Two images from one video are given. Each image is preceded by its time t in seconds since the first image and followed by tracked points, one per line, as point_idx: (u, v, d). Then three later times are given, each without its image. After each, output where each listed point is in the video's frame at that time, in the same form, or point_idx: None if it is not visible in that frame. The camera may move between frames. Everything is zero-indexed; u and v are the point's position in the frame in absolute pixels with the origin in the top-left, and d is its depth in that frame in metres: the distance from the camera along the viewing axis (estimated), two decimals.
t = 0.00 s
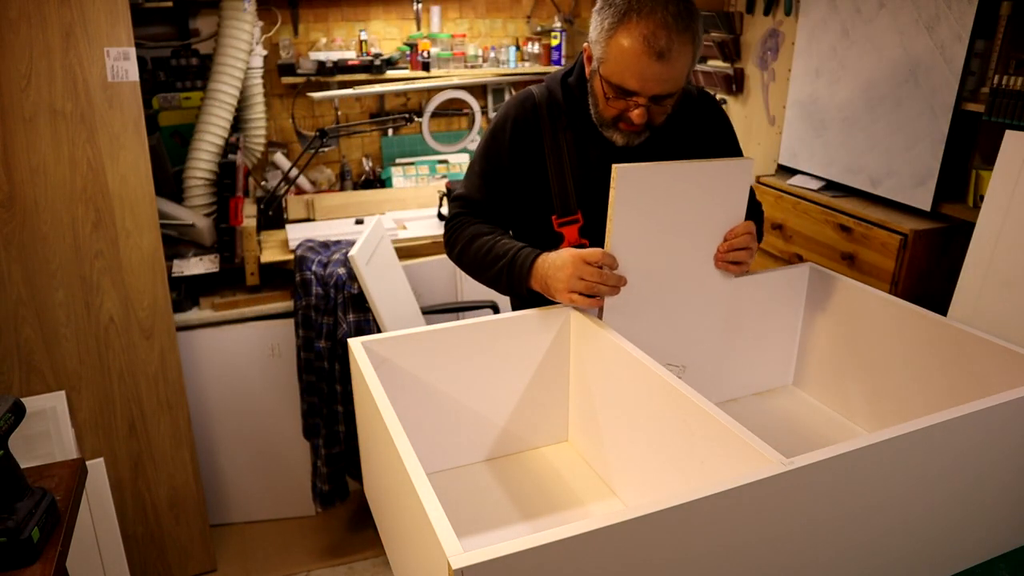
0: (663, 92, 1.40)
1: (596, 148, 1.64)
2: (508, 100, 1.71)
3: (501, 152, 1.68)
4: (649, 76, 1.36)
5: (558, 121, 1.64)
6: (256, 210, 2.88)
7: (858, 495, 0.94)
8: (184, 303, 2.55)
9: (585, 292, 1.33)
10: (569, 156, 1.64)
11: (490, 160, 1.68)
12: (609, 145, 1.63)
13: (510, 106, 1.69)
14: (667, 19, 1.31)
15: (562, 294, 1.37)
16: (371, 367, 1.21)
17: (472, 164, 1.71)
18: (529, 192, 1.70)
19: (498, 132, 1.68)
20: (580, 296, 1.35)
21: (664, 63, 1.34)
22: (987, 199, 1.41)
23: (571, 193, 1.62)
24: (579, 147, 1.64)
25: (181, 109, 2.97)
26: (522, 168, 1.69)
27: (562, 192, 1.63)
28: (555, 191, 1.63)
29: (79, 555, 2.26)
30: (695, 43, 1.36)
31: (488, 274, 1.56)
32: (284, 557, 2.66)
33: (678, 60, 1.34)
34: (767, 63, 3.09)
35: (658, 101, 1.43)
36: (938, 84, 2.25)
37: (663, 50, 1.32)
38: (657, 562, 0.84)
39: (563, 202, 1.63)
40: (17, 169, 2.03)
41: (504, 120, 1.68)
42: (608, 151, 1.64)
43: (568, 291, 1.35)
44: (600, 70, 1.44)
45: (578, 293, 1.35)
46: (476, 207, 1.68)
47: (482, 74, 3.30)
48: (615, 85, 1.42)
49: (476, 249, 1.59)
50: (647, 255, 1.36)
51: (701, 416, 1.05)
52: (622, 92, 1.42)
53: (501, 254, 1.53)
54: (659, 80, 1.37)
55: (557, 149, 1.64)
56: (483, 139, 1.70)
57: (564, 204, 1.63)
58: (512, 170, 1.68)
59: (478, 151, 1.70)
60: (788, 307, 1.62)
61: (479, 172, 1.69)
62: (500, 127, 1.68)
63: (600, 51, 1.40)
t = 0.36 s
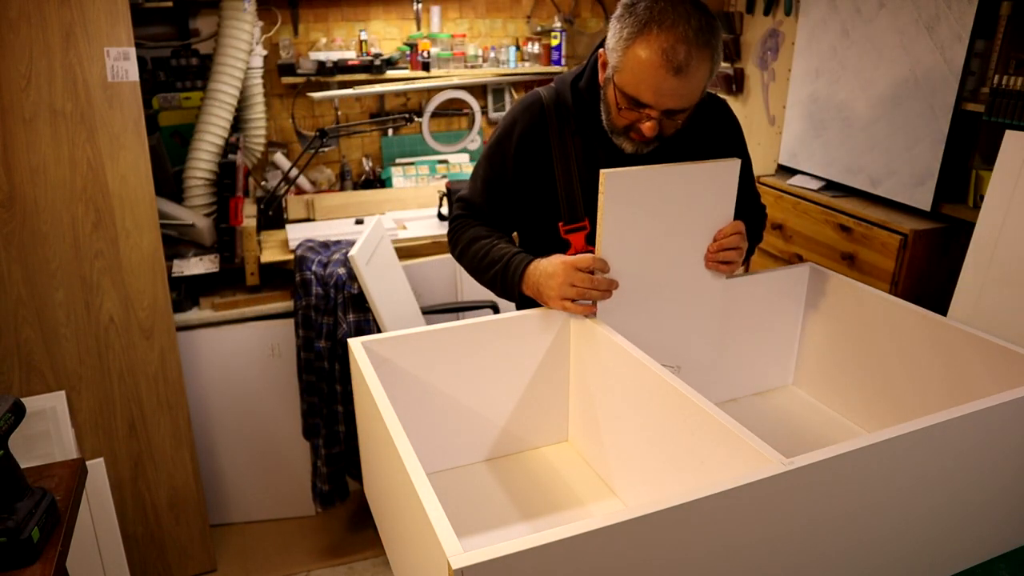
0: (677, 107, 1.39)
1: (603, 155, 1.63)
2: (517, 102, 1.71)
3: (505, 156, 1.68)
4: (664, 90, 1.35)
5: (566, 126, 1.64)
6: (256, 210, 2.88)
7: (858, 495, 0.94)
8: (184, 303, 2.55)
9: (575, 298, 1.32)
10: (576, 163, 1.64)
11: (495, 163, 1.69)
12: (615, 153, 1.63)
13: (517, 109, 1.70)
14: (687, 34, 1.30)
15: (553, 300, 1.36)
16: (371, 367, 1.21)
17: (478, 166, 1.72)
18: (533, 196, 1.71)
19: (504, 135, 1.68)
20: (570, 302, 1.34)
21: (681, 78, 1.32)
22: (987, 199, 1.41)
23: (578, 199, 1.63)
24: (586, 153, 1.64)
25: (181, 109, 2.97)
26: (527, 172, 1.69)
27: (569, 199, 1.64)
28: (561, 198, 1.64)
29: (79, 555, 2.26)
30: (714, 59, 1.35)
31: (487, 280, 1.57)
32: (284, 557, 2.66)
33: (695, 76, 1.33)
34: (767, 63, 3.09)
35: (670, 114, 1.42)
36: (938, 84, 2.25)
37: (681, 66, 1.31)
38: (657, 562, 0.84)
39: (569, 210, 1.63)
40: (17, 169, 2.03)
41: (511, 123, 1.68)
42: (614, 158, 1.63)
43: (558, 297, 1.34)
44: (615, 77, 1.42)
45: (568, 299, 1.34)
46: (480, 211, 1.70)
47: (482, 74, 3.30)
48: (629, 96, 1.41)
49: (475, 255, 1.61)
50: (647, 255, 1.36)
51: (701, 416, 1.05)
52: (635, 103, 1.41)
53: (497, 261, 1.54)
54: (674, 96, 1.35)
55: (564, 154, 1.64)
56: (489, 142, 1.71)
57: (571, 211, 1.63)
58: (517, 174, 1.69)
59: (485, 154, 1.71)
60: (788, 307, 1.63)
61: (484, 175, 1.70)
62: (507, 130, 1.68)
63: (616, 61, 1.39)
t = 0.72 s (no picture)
0: (657, 134, 1.40)
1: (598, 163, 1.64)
2: (512, 111, 1.72)
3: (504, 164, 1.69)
4: (643, 118, 1.35)
5: (560, 136, 1.64)
6: (256, 210, 2.88)
7: (859, 495, 0.94)
8: (184, 303, 2.55)
9: (603, 298, 1.33)
10: (571, 172, 1.64)
11: (496, 172, 1.70)
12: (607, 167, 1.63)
13: (512, 118, 1.71)
14: (665, 63, 1.31)
15: (580, 296, 1.36)
16: (371, 367, 1.21)
17: (479, 175, 1.73)
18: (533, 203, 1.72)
19: (502, 144, 1.69)
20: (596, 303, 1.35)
21: (659, 107, 1.33)
22: (987, 199, 1.42)
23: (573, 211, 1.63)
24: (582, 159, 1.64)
25: (181, 109, 2.97)
26: (527, 180, 1.71)
27: (564, 211, 1.64)
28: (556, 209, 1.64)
29: (79, 556, 2.26)
30: (694, 87, 1.36)
31: (501, 284, 1.57)
32: (284, 557, 2.66)
33: (674, 105, 1.34)
34: (767, 63, 3.09)
35: (652, 141, 1.43)
36: (938, 84, 2.25)
37: (659, 95, 1.32)
38: (657, 562, 0.84)
39: (564, 221, 1.64)
40: (17, 169, 2.03)
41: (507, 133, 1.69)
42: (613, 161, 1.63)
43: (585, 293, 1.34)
44: (596, 104, 1.43)
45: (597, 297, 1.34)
46: (483, 220, 1.70)
47: (482, 74, 3.30)
48: (610, 123, 1.42)
49: (489, 260, 1.60)
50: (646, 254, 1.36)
51: (702, 416, 1.05)
52: (616, 129, 1.42)
53: (518, 263, 1.53)
54: (654, 124, 1.36)
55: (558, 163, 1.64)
56: (488, 151, 1.72)
57: (565, 222, 1.64)
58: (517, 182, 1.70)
59: (483, 163, 1.72)
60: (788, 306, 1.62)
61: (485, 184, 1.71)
62: (504, 140, 1.69)
63: (597, 88, 1.40)
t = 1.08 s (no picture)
0: (633, 181, 1.39)
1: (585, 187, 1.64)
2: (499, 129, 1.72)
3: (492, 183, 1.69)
4: (615, 166, 1.35)
5: (547, 160, 1.64)
6: (256, 210, 2.88)
7: (859, 495, 0.94)
8: (184, 303, 2.55)
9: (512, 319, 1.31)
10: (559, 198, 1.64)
11: (478, 189, 1.71)
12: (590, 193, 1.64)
13: (499, 136, 1.70)
14: (632, 111, 1.31)
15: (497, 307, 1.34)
16: (372, 366, 1.21)
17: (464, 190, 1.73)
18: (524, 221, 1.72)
19: (488, 162, 1.70)
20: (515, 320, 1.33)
21: (629, 155, 1.32)
22: (987, 199, 1.42)
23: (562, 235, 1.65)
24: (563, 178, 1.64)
25: (181, 109, 2.97)
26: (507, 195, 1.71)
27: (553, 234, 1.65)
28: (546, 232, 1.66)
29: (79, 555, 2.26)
30: (665, 133, 1.35)
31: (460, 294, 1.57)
32: (284, 557, 2.66)
33: (644, 152, 1.33)
34: (767, 63, 3.09)
35: (630, 187, 1.41)
36: (938, 84, 2.25)
37: (627, 142, 1.31)
38: (656, 561, 0.84)
39: (553, 244, 1.66)
40: (17, 169, 2.03)
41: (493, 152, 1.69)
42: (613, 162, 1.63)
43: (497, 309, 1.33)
44: (571, 156, 1.43)
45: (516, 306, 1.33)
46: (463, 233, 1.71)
47: (482, 74, 3.30)
48: (586, 172, 1.41)
49: (449, 272, 1.63)
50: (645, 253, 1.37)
51: (702, 417, 1.05)
52: (593, 178, 1.41)
53: (465, 275, 1.55)
54: (627, 172, 1.35)
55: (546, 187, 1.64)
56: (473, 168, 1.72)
57: (555, 245, 1.66)
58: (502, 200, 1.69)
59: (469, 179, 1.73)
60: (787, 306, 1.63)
61: (467, 200, 1.72)
62: (490, 158, 1.70)
63: (569, 140, 1.40)
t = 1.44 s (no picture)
0: (638, 124, 1.40)
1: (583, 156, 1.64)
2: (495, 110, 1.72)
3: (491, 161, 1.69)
4: (622, 109, 1.35)
5: (544, 131, 1.64)
6: (256, 210, 2.88)
7: (858, 495, 0.94)
8: (184, 303, 2.55)
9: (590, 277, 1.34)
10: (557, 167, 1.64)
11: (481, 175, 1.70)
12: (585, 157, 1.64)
13: (497, 116, 1.70)
14: (638, 52, 1.32)
15: (556, 282, 1.42)
16: (371, 367, 1.21)
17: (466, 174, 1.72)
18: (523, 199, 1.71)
19: (487, 140, 1.69)
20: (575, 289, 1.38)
21: (637, 96, 1.33)
22: (987, 199, 1.41)
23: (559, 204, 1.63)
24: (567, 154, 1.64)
25: (181, 109, 2.97)
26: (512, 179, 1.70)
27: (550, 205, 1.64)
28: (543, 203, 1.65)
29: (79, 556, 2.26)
30: (670, 71, 1.36)
31: (491, 278, 1.59)
32: (284, 557, 2.66)
33: (651, 92, 1.34)
34: (767, 64, 3.09)
35: (634, 131, 1.42)
36: (938, 84, 2.25)
37: (635, 83, 1.32)
38: (657, 562, 0.84)
39: (550, 214, 1.65)
40: (17, 169, 2.03)
41: (491, 131, 1.69)
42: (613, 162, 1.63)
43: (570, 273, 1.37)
44: (574, 101, 1.43)
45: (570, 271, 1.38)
46: (472, 220, 1.70)
47: (482, 74, 3.30)
48: (590, 118, 1.41)
49: (473, 259, 1.63)
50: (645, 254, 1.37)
51: (702, 416, 1.05)
52: (597, 124, 1.41)
53: (501, 256, 1.56)
54: (633, 113, 1.36)
55: (543, 156, 1.64)
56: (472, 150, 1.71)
57: (552, 216, 1.65)
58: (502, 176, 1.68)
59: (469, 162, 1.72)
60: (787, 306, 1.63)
61: (469, 183, 1.71)
62: (488, 137, 1.69)
63: (573, 85, 1.40)
